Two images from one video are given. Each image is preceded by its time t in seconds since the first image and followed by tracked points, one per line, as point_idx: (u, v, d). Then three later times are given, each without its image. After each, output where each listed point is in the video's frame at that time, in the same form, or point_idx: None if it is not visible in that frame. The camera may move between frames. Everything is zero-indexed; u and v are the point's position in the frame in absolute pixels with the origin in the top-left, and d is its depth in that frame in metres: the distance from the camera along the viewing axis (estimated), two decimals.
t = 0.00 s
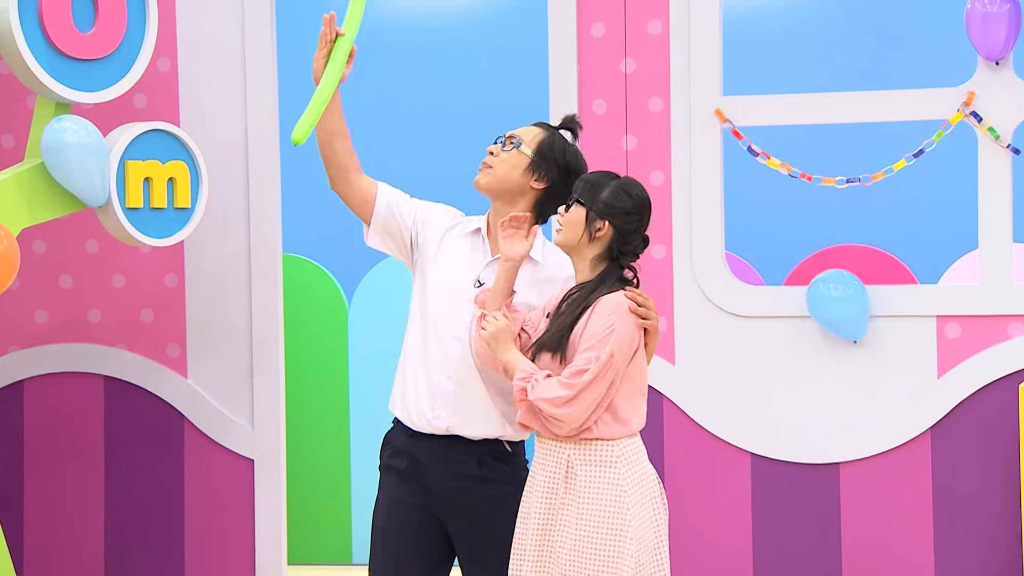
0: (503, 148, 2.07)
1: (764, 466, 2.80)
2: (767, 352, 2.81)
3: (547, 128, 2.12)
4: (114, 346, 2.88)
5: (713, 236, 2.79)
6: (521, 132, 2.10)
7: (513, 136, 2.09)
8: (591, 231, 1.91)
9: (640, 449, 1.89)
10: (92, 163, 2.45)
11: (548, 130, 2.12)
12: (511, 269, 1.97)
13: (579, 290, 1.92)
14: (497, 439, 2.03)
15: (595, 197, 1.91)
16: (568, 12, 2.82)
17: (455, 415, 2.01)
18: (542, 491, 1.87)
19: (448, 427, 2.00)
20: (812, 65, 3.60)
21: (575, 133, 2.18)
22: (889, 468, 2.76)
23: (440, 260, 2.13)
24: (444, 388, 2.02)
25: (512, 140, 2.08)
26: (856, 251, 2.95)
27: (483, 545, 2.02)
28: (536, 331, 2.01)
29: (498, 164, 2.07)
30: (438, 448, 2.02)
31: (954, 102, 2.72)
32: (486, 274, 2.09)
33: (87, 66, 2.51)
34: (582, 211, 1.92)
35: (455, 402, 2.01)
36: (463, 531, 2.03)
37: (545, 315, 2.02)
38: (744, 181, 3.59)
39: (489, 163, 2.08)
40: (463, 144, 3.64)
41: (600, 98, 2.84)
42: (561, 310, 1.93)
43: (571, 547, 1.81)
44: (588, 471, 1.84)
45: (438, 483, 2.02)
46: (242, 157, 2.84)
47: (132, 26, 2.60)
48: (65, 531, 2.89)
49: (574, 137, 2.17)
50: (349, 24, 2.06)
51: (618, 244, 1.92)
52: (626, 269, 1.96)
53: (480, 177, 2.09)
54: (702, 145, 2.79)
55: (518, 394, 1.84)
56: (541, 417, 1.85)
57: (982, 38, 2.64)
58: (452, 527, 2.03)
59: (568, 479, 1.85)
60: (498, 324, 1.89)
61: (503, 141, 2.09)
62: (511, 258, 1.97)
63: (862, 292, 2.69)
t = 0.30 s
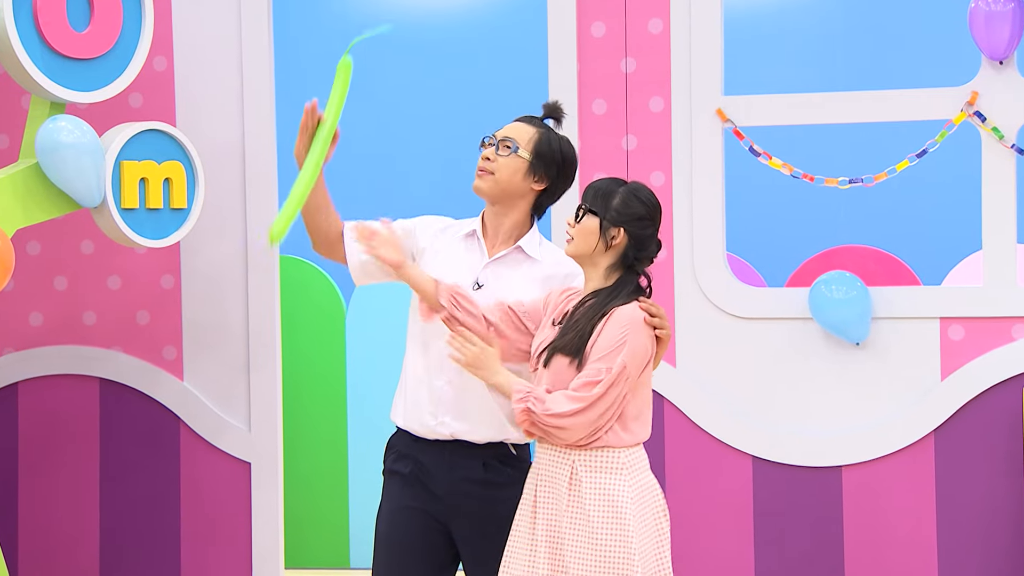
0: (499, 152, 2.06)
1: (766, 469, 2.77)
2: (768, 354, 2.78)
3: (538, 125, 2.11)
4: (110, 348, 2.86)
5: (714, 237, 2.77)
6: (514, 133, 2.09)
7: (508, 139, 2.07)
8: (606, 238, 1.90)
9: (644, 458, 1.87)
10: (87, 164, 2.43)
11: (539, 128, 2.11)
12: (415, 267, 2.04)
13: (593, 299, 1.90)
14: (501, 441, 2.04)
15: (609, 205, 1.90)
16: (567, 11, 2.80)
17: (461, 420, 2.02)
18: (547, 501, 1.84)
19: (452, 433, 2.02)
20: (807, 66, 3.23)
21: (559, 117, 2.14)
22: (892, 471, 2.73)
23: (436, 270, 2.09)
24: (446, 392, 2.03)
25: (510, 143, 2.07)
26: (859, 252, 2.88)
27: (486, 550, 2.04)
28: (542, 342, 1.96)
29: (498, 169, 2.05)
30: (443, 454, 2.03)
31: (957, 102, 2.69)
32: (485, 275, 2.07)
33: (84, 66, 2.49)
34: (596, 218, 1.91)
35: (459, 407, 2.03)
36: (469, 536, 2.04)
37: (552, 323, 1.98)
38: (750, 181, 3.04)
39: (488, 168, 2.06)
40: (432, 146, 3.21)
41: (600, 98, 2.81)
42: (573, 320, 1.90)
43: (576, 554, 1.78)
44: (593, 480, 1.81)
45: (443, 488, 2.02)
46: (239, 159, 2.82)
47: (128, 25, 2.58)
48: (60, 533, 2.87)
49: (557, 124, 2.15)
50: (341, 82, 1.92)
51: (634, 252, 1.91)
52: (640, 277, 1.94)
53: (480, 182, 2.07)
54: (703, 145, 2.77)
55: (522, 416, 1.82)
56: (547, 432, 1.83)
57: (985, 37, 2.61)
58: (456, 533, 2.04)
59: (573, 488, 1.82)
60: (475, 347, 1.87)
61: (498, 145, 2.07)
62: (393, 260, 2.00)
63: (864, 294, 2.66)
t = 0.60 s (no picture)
0: (507, 164, 2.08)
1: (770, 473, 2.74)
2: (772, 357, 2.75)
3: (530, 125, 2.13)
4: (106, 351, 2.83)
5: (717, 239, 2.73)
6: (515, 140, 2.10)
7: (512, 148, 2.09)
8: (599, 250, 1.90)
9: (618, 472, 1.90)
10: (83, 164, 2.40)
11: (531, 127, 2.13)
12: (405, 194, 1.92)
13: (568, 314, 1.91)
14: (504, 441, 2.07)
15: (615, 221, 1.91)
16: (568, 10, 2.76)
17: (464, 421, 2.05)
18: (522, 512, 1.84)
19: (456, 436, 2.04)
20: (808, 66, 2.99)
21: (527, 106, 2.15)
22: (898, 475, 2.70)
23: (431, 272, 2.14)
24: (447, 396, 2.06)
25: (516, 154, 2.08)
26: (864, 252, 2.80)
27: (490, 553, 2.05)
28: (513, 350, 1.97)
29: (506, 180, 2.10)
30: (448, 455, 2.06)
31: (963, 102, 2.65)
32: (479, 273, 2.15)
33: (82, 65, 2.46)
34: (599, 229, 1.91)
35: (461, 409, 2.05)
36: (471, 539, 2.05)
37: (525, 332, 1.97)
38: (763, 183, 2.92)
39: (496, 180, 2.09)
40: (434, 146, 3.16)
41: (602, 97, 2.78)
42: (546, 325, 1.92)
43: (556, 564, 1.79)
44: (572, 493, 1.83)
45: (447, 489, 2.05)
46: (237, 160, 2.79)
47: (124, 23, 2.55)
48: (55, 537, 2.84)
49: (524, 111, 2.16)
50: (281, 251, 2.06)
51: (620, 276, 1.92)
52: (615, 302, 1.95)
53: (488, 194, 2.11)
54: (705, 145, 2.73)
55: (468, 385, 1.83)
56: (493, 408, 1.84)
57: (992, 35, 2.57)
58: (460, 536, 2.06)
59: (549, 500, 1.83)
60: (439, 314, 1.86)
61: (503, 155, 2.09)
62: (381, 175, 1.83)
63: (869, 296, 2.63)
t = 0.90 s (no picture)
0: (489, 148, 2.08)
1: (774, 477, 2.70)
2: (777, 360, 2.70)
3: (524, 124, 2.15)
4: (100, 354, 2.82)
5: (722, 239, 2.69)
6: (504, 131, 2.11)
7: (500, 136, 2.10)
8: (601, 255, 1.87)
9: (618, 476, 1.85)
10: (77, 164, 2.36)
11: (525, 125, 2.15)
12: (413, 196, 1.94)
13: (566, 318, 1.86)
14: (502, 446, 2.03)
15: (617, 226, 1.87)
16: (571, 7, 2.71)
17: (461, 430, 2.02)
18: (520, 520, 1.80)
19: (455, 444, 2.02)
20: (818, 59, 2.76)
21: (536, 123, 2.17)
22: (905, 480, 2.65)
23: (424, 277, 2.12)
24: (443, 404, 2.03)
25: (501, 140, 2.09)
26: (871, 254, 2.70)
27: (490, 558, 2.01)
28: (508, 355, 1.92)
29: (487, 166, 2.08)
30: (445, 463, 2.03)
31: (972, 101, 2.60)
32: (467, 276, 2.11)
33: (77, 63, 2.42)
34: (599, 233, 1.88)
35: (457, 416, 2.02)
36: (472, 545, 2.01)
37: (523, 336, 1.93)
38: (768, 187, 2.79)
39: (476, 163, 2.08)
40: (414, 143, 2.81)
41: (605, 96, 2.73)
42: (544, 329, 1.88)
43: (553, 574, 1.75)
44: (570, 500, 1.78)
45: (446, 495, 2.02)
46: (233, 157, 2.80)
47: (118, 21, 2.51)
48: (49, 540, 2.83)
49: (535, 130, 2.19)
50: (286, 330, 2.15)
51: (620, 282, 1.87)
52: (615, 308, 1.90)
53: (467, 177, 2.08)
54: (709, 144, 2.69)
55: (466, 378, 1.83)
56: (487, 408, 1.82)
57: (1002, 32, 2.51)
58: (459, 542, 2.03)
59: (547, 508, 1.78)
60: (452, 296, 1.89)
61: (488, 142, 2.09)
62: (396, 166, 1.91)
63: (875, 298, 2.58)
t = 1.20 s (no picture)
0: (489, 146, 2.05)
1: (779, 480, 2.66)
2: (781, 361, 2.66)
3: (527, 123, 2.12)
4: (94, 356, 2.79)
5: (725, 239, 2.65)
6: (506, 129, 2.08)
7: (500, 133, 2.07)
8: (600, 250, 1.83)
9: (620, 474, 1.81)
10: (71, 164, 2.32)
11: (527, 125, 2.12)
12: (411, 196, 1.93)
13: (567, 313, 1.82)
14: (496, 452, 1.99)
15: (615, 220, 1.84)
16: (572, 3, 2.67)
17: (454, 435, 1.98)
18: (520, 520, 1.76)
19: (447, 449, 1.98)
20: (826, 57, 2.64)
21: (542, 126, 2.14)
22: (911, 483, 2.61)
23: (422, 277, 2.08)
24: (436, 408, 2.00)
25: (502, 138, 2.06)
26: (877, 254, 2.63)
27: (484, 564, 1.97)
28: (508, 352, 1.88)
29: (487, 164, 2.04)
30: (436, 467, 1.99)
31: (979, 99, 2.57)
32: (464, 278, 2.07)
33: (72, 59, 2.38)
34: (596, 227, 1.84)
35: (450, 421, 1.99)
36: (467, 550, 1.97)
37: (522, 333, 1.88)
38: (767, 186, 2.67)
39: (477, 160, 2.05)
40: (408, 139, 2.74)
41: (607, 94, 2.69)
42: (542, 325, 1.84)
43: None
44: (570, 499, 1.74)
45: (440, 498, 1.98)
46: (229, 157, 2.76)
47: (113, 15, 2.46)
48: (42, 544, 2.80)
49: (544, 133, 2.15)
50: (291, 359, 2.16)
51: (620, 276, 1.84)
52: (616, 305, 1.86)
53: (467, 176, 2.06)
54: (712, 143, 2.65)
55: (465, 374, 1.79)
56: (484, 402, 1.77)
57: (1009, 30, 2.48)
58: (453, 546, 1.99)
59: (547, 508, 1.74)
60: (449, 293, 1.85)
61: (489, 140, 2.06)
62: (389, 163, 1.91)
63: (881, 299, 2.54)
